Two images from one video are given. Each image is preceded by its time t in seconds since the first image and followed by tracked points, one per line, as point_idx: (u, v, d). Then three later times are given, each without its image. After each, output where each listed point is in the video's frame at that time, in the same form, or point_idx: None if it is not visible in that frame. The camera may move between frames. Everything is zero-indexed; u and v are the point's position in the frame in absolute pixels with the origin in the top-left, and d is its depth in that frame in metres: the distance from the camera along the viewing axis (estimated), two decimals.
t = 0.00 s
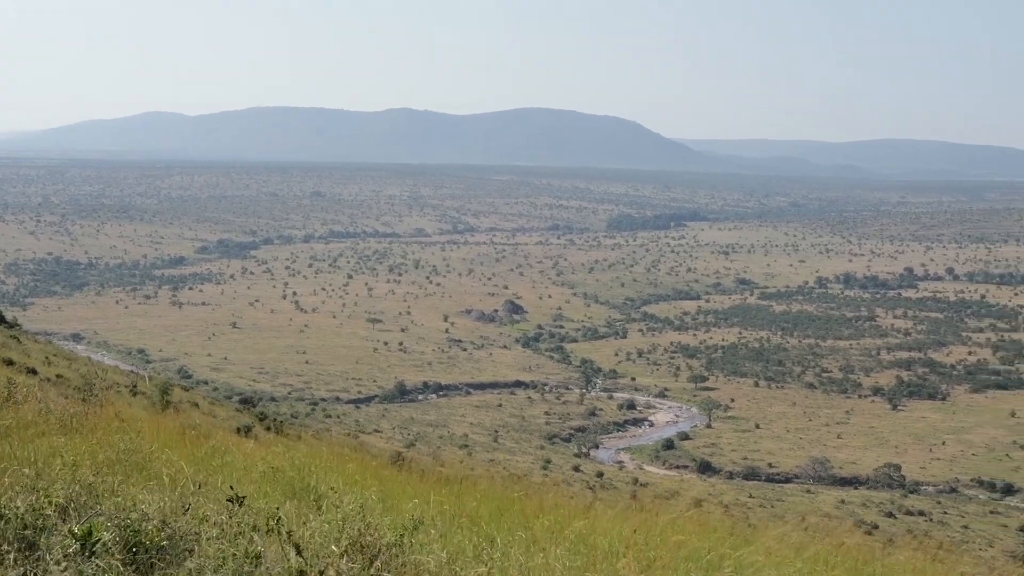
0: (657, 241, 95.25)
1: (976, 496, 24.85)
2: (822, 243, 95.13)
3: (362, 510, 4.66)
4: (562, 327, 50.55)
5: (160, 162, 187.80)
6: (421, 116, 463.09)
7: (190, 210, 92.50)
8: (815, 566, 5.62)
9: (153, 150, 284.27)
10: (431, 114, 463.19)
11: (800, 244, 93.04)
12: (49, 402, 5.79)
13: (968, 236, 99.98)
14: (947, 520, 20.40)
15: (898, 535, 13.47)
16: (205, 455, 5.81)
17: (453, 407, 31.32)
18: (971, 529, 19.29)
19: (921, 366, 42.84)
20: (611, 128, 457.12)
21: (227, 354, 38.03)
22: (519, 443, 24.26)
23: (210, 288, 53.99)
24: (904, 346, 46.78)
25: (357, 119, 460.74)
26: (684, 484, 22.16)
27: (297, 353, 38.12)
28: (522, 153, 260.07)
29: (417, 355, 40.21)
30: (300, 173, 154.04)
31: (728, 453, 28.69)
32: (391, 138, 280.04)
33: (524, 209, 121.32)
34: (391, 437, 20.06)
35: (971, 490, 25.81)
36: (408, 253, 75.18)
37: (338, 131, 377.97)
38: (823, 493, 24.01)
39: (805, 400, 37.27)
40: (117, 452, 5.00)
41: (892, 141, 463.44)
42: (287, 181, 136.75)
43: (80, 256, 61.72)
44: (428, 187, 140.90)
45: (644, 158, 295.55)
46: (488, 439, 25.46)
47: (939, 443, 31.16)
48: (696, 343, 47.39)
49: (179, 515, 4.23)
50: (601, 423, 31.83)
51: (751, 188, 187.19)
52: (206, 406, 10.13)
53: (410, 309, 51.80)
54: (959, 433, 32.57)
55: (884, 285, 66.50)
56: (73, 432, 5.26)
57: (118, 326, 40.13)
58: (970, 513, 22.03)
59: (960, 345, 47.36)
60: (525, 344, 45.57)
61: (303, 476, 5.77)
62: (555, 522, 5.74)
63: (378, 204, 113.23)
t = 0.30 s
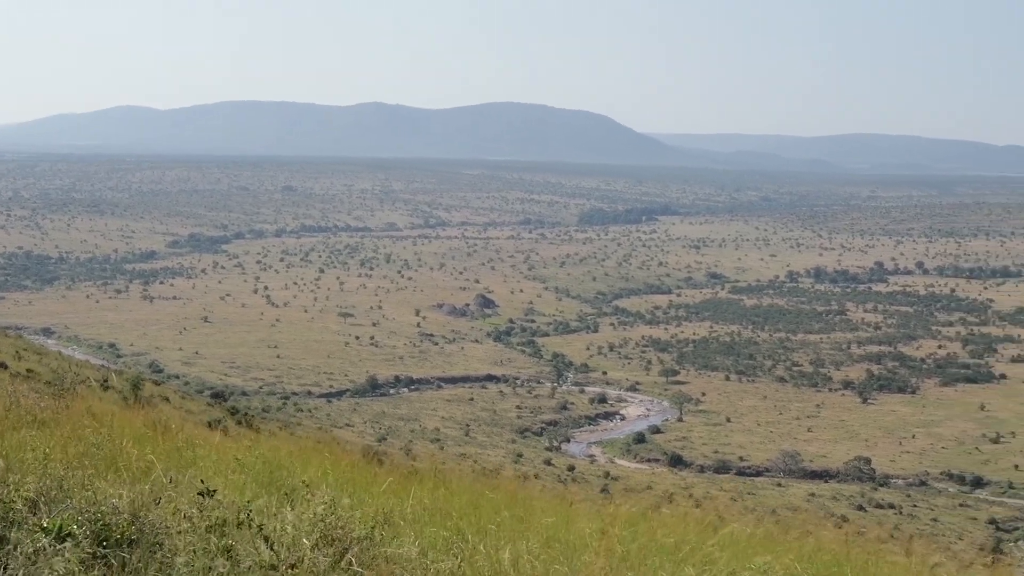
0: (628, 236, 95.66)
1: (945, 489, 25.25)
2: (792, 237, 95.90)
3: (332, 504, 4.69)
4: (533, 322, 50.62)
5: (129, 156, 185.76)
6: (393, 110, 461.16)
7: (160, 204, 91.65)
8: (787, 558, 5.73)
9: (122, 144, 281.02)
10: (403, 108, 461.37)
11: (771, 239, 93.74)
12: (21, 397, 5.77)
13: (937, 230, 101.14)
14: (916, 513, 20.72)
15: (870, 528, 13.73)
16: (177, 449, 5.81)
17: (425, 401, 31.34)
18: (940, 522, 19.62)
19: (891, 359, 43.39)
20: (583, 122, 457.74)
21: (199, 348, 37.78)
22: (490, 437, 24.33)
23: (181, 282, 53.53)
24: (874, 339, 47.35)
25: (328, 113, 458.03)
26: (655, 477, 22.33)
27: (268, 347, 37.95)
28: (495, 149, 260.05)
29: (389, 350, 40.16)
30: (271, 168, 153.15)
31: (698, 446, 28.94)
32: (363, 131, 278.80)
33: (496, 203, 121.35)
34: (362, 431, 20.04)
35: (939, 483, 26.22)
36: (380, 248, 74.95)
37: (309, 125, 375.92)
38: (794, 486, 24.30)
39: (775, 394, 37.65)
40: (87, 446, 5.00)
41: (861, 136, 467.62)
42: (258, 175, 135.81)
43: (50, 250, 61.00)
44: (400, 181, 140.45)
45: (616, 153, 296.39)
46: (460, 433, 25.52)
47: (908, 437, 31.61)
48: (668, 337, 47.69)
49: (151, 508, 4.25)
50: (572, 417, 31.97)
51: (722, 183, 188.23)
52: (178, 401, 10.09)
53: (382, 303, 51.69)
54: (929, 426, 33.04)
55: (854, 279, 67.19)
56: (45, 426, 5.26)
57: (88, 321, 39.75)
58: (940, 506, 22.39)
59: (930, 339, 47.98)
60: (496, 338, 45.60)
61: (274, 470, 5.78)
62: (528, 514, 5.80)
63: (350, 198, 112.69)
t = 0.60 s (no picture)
0: (596, 228, 95.98)
1: (911, 480, 25.72)
2: (760, 229, 96.75)
3: (300, 495, 4.73)
4: (500, 313, 50.70)
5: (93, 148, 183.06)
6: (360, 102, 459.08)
7: (127, 196, 90.61)
8: (751, 548, 5.84)
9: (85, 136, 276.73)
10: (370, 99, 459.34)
11: (738, 230, 94.54)
12: None
13: (903, 222, 102.44)
14: (884, 504, 21.10)
15: (838, 519, 13.96)
16: (143, 441, 5.82)
17: (393, 393, 31.31)
18: (906, 513, 20.00)
19: (858, 351, 43.98)
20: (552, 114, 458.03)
21: (165, 341, 37.44)
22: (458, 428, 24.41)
23: (148, 274, 53.00)
24: (841, 331, 47.93)
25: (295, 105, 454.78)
26: (623, 469, 22.53)
27: (236, 339, 37.73)
28: (463, 141, 259.64)
29: (356, 342, 40.05)
30: (238, 159, 151.78)
31: (665, 437, 29.22)
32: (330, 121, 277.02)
33: (464, 195, 121.19)
34: (330, 423, 20.01)
35: (906, 474, 26.69)
36: (348, 240, 74.69)
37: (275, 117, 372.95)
38: (761, 477, 24.61)
39: (742, 385, 38.06)
40: (52, 439, 4.99)
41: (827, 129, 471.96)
42: (225, 168, 134.53)
43: (14, 242, 60.09)
44: (368, 174, 139.87)
45: (584, 145, 297.06)
46: (427, 425, 25.54)
47: (874, 428, 32.10)
48: (635, 329, 47.97)
49: (116, 500, 4.26)
50: (539, 408, 32.12)
51: (690, 175, 189.31)
52: (145, 393, 10.05)
53: (350, 295, 51.48)
54: (895, 417, 33.56)
55: (821, 271, 67.93)
56: (12, 420, 5.25)
57: (54, 314, 39.27)
58: (906, 497, 22.84)
59: (896, 330, 48.69)
60: (464, 330, 45.64)
61: (241, 462, 5.78)
62: (496, 506, 5.86)
63: (318, 190, 112.03)
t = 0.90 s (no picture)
0: (562, 217, 96.16)
1: (875, 469, 26.15)
2: (725, 219, 97.47)
3: (268, 487, 4.74)
4: (467, 304, 50.68)
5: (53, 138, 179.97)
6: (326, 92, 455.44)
7: (90, 187, 89.29)
8: (716, 539, 5.95)
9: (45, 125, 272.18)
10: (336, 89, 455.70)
11: (705, 221, 95.13)
12: None
13: (867, 212, 103.70)
14: (849, 493, 21.47)
15: (805, 508, 14.19)
16: (110, 434, 5.79)
17: (359, 384, 31.24)
18: (872, 503, 20.36)
19: (823, 341, 44.53)
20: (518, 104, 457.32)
21: (130, 332, 37.07)
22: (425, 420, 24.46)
23: (112, 265, 52.38)
24: (806, 321, 48.49)
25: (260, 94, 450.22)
26: (590, 459, 22.72)
27: (201, 330, 37.45)
28: (429, 132, 259.01)
29: (323, 332, 39.92)
30: (202, 150, 150.12)
31: (632, 427, 29.45)
32: (295, 109, 275.04)
33: (430, 185, 120.94)
34: (297, 414, 19.95)
35: (870, 463, 27.14)
36: (313, 230, 74.18)
37: (240, 106, 369.59)
38: (727, 467, 24.90)
39: (708, 375, 38.44)
40: (17, 432, 4.96)
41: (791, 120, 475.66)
42: (189, 158, 132.99)
43: None
44: (334, 164, 139.17)
45: (551, 135, 297.46)
46: (394, 415, 25.54)
47: (840, 417, 32.57)
48: (602, 319, 48.22)
49: (80, 492, 4.25)
50: (506, 399, 32.23)
51: (657, 165, 190.01)
52: (111, 385, 9.97)
53: (316, 286, 51.20)
54: (859, 407, 34.07)
55: (787, 260, 68.61)
56: None
57: (17, 305, 38.74)
58: (871, 486, 23.24)
59: (861, 320, 49.33)
60: (430, 321, 45.63)
61: (207, 454, 5.77)
62: (466, 497, 5.91)
63: (283, 181, 111.16)
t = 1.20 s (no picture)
0: (528, 208, 96.32)
1: (839, 458, 26.59)
2: (691, 209, 98.07)
3: (232, 479, 4.77)
4: (432, 293, 50.62)
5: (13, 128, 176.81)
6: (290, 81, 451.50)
7: (52, 177, 87.91)
8: (686, 528, 6.06)
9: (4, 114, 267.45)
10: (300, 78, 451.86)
11: (670, 210, 95.66)
12: None
13: (832, 201, 104.85)
14: (814, 483, 21.83)
15: (772, 497, 14.42)
16: (74, 426, 5.77)
17: (325, 375, 31.14)
18: (837, 492, 20.73)
19: (789, 330, 45.04)
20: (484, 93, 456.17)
21: (94, 323, 36.64)
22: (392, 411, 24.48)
23: (76, 256, 51.68)
24: (772, 310, 49.01)
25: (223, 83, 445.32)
26: (557, 449, 22.86)
27: (166, 321, 37.10)
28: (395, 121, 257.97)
29: (288, 323, 39.72)
30: (166, 139, 148.33)
31: (598, 417, 29.66)
32: (260, 99, 272.63)
33: (396, 175, 120.56)
34: (263, 405, 19.87)
35: (835, 451, 27.58)
36: (279, 221, 73.63)
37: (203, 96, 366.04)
38: (693, 456, 25.18)
39: (673, 365, 38.77)
40: None
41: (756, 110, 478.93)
42: (152, 148, 131.36)
43: None
44: (300, 153, 138.24)
45: (518, 125, 297.52)
46: (360, 406, 25.51)
47: (805, 406, 33.02)
48: (568, 309, 48.41)
49: (44, 483, 4.25)
50: (472, 389, 32.30)
51: (623, 155, 190.60)
52: (74, 376, 9.89)
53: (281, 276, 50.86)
54: (824, 396, 34.57)
55: (752, 250, 69.23)
56: None
57: None
58: (836, 475, 23.66)
59: (826, 309, 49.94)
60: (396, 311, 45.53)
61: (172, 445, 5.78)
62: (434, 488, 5.98)
63: (248, 170, 110.16)
